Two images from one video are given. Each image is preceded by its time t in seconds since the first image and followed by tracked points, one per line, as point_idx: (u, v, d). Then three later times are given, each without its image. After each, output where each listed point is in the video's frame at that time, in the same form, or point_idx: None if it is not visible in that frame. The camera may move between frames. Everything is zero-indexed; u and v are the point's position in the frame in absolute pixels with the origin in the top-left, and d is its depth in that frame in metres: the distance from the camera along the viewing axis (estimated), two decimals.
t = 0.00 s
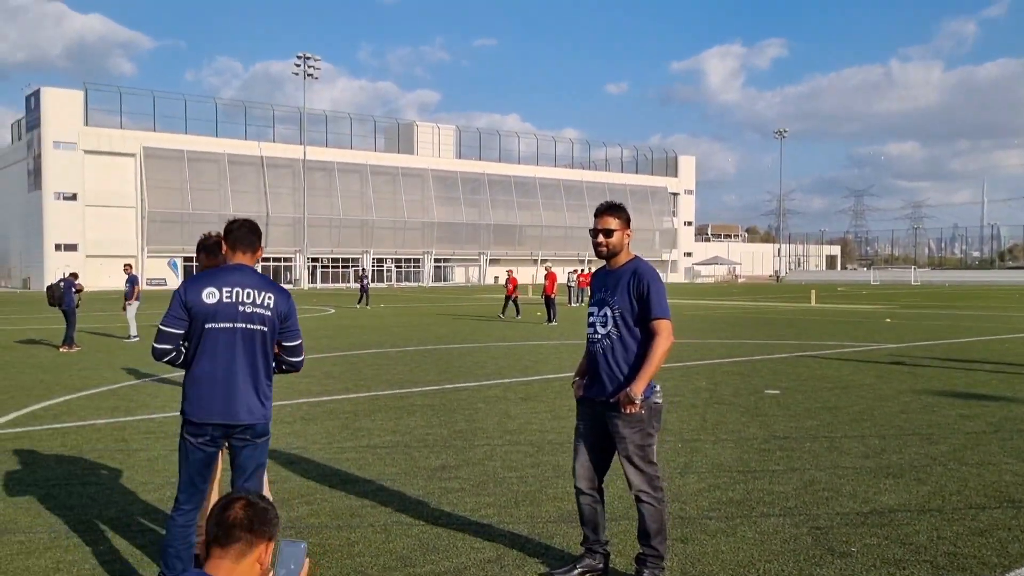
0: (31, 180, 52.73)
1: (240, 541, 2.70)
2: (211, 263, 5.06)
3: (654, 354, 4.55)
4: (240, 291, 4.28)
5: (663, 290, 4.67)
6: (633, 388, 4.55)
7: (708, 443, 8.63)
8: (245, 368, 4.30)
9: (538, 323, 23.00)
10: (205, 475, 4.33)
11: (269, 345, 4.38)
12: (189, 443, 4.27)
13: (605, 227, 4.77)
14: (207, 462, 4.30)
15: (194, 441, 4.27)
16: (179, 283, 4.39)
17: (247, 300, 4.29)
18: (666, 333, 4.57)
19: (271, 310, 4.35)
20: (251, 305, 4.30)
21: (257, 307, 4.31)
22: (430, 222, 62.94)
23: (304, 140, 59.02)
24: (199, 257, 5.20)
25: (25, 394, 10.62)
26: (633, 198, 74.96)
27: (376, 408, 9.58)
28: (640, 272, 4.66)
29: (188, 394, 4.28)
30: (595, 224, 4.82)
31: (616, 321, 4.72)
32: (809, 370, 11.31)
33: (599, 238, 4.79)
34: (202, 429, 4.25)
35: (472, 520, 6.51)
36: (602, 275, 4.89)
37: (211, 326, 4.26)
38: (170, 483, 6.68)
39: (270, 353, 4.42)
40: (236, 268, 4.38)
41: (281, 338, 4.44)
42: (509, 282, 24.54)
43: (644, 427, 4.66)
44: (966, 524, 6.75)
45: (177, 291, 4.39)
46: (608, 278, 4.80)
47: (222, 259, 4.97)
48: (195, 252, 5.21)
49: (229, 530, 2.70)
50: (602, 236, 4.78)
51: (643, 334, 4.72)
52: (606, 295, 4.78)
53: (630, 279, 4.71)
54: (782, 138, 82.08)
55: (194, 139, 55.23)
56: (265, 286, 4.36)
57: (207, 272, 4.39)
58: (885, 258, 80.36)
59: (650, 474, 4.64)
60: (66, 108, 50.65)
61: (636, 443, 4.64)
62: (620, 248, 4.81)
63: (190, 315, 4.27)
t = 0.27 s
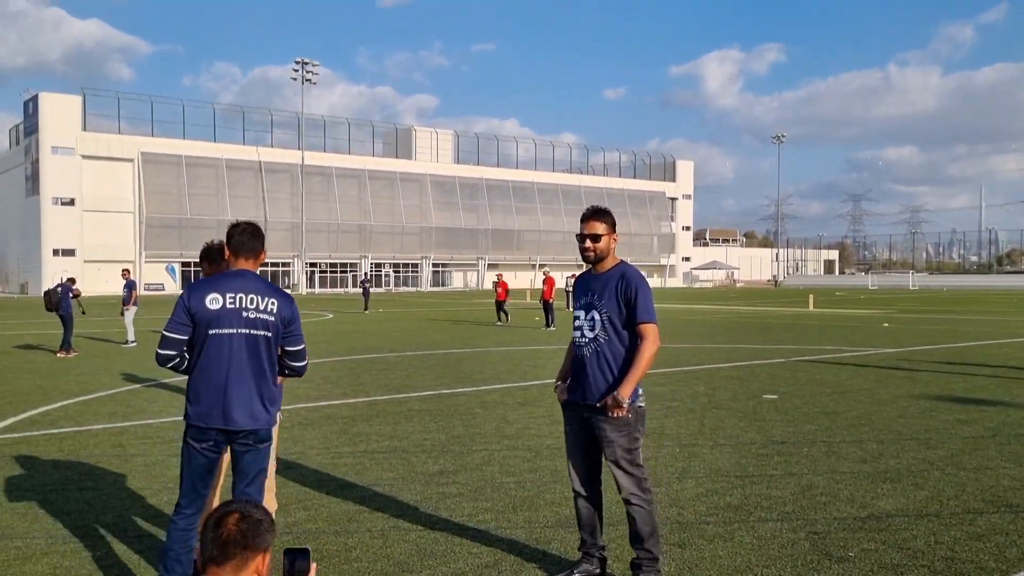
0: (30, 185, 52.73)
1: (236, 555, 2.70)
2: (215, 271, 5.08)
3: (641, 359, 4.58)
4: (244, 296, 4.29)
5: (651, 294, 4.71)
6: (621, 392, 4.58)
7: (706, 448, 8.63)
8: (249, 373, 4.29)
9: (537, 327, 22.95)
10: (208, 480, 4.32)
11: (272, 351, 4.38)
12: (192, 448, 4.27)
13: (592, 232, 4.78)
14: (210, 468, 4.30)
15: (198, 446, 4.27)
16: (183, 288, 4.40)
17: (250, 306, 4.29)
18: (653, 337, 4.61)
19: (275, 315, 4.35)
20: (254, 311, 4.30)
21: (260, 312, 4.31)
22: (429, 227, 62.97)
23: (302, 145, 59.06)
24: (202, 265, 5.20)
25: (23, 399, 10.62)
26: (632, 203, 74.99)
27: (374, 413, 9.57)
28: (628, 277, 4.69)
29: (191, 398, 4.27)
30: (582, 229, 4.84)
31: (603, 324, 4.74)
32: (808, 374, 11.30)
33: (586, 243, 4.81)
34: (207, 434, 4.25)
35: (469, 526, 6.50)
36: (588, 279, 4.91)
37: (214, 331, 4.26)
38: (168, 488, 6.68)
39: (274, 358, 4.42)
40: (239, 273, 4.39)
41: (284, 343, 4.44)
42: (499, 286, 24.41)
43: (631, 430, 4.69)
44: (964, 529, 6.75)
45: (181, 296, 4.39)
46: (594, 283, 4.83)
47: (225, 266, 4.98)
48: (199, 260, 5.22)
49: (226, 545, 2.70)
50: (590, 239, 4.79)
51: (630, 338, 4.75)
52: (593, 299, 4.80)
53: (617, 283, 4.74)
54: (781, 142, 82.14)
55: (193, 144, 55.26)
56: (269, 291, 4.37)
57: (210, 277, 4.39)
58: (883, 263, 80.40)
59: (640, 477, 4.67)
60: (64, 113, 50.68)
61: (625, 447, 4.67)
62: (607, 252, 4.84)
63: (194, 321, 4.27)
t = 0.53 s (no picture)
0: (16, 188, 52.40)
1: (222, 494, 2.68)
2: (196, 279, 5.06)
3: (626, 362, 4.63)
4: (233, 300, 4.27)
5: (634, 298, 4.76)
6: (605, 395, 4.60)
7: (694, 450, 8.64)
8: (238, 376, 4.28)
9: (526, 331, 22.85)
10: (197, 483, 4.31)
11: (262, 354, 4.38)
12: (180, 452, 4.26)
13: (575, 235, 4.80)
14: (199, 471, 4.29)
15: (187, 450, 4.25)
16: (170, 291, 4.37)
17: (239, 309, 4.28)
18: (637, 341, 4.65)
19: (264, 318, 4.35)
20: (243, 315, 4.29)
21: (249, 316, 4.30)
22: (418, 230, 62.92)
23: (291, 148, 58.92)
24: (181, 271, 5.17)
25: (9, 403, 10.54)
26: (620, 206, 75.09)
27: (362, 416, 9.55)
28: (612, 281, 4.73)
29: (181, 401, 4.26)
30: (564, 232, 4.86)
31: (587, 328, 4.76)
32: (796, 377, 11.32)
33: (568, 247, 4.83)
34: (196, 438, 4.24)
35: (457, 530, 6.49)
36: (570, 282, 4.92)
37: (203, 336, 4.24)
38: (154, 492, 6.65)
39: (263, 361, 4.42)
40: (228, 276, 4.38)
41: (273, 347, 4.44)
42: (480, 290, 24.13)
43: (613, 433, 4.71)
44: (950, 531, 6.78)
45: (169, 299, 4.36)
46: (577, 287, 4.85)
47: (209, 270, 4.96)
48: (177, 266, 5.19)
49: (211, 487, 2.68)
50: (573, 243, 4.81)
51: (612, 342, 4.79)
52: (577, 302, 4.81)
53: (601, 287, 4.77)
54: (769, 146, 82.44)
55: (181, 147, 55.06)
56: (258, 295, 4.36)
57: (198, 280, 4.37)
58: (871, 266, 80.79)
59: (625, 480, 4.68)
60: (51, 116, 50.41)
61: (609, 450, 4.69)
62: (589, 257, 4.86)
63: (182, 324, 4.25)
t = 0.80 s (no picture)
0: None
1: (165, 398, 2.61)
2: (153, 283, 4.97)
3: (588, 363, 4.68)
4: (194, 304, 4.23)
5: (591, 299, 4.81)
6: (567, 396, 4.64)
7: (658, 451, 8.69)
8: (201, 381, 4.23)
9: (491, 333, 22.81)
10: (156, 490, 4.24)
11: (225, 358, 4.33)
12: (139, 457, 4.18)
13: (529, 239, 4.81)
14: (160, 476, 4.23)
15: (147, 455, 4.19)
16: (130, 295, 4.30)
17: (200, 313, 4.23)
18: (598, 340, 4.71)
19: (226, 320, 4.32)
20: (205, 318, 4.24)
21: (211, 318, 4.26)
22: (384, 232, 62.71)
23: (254, 150, 58.33)
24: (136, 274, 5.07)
25: None
26: (586, 209, 75.41)
27: (326, 419, 9.49)
28: (570, 284, 4.77)
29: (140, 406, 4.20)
30: (518, 236, 4.86)
31: (547, 332, 4.79)
32: (759, 378, 11.45)
33: (523, 251, 4.83)
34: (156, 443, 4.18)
35: (421, 533, 6.46)
36: (525, 286, 4.93)
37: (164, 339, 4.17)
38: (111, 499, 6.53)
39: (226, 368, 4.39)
40: (189, 278, 4.35)
41: (233, 352, 4.42)
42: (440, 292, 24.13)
43: (573, 433, 4.74)
44: (907, 528, 6.89)
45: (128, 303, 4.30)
46: (533, 291, 4.87)
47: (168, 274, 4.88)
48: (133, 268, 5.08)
49: (154, 390, 2.61)
50: (527, 248, 4.82)
51: (572, 342, 4.84)
52: (534, 307, 4.83)
53: (559, 289, 4.81)
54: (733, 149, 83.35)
55: (141, 148, 54.25)
56: (222, 297, 4.33)
57: (158, 284, 4.30)
58: (833, 269, 81.97)
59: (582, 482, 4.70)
60: (6, 116, 49.39)
61: (567, 450, 4.71)
62: (544, 259, 4.89)
63: (144, 327, 4.19)
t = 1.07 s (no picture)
0: None
1: (103, 286, 2.55)
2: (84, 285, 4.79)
3: (543, 360, 4.73)
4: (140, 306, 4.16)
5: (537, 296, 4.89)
6: (525, 391, 4.66)
7: (611, 453, 8.75)
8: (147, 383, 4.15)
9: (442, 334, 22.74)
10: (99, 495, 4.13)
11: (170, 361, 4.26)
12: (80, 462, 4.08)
13: (472, 243, 4.81)
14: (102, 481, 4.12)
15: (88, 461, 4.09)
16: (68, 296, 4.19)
17: (147, 314, 4.17)
18: (549, 339, 4.77)
19: (173, 325, 4.24)
20: (151, 320, 4.18)
21: (157, 321, 4.20)
22: (337, 234, 62.27)
23: (203, 150, 57.41)
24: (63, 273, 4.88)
25: None
26: (541, 211, 75.77)
27: (277, 423, 9.38)
28: (518, 284, 4.81)
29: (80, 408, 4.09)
30: (460, 240, 4.85)
31: (499, 333, 4.78)
32: (710, 379, 11.59)
33: (469, 254, 4.82)
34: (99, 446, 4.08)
35: (372, 538, 6.41)
36: (471, 289, 4.91)
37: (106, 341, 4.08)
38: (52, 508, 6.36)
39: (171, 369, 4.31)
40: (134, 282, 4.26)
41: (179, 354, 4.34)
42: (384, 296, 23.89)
43: (525, 430, 4.77)
44: (853, 526, 7.02)
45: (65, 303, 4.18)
46: (480, 294, 4.86)
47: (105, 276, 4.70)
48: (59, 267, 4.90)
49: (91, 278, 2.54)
50: (472, 251, 4.82)
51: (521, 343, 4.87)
52: (483, 309, 4.82)
53: (508, 291, 4.83)
54: (686, 152, 84.44)
55: (86, 148, 53.02)
56: (168, 300, 4.26)
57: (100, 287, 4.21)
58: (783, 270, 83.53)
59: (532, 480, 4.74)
60: None
61: (517, 446, 4.72)
62: (487, 263, 4.90)
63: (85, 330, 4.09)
